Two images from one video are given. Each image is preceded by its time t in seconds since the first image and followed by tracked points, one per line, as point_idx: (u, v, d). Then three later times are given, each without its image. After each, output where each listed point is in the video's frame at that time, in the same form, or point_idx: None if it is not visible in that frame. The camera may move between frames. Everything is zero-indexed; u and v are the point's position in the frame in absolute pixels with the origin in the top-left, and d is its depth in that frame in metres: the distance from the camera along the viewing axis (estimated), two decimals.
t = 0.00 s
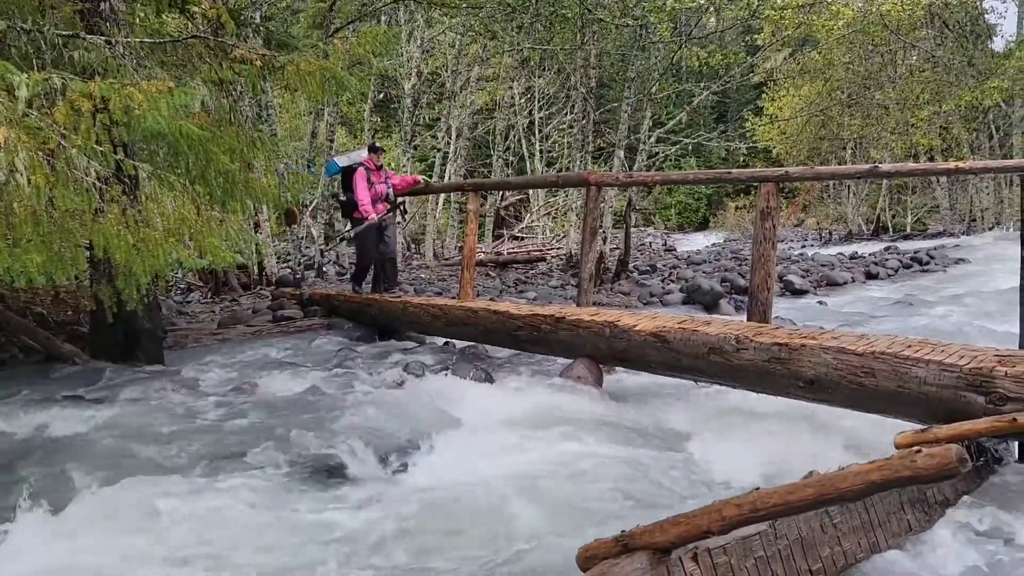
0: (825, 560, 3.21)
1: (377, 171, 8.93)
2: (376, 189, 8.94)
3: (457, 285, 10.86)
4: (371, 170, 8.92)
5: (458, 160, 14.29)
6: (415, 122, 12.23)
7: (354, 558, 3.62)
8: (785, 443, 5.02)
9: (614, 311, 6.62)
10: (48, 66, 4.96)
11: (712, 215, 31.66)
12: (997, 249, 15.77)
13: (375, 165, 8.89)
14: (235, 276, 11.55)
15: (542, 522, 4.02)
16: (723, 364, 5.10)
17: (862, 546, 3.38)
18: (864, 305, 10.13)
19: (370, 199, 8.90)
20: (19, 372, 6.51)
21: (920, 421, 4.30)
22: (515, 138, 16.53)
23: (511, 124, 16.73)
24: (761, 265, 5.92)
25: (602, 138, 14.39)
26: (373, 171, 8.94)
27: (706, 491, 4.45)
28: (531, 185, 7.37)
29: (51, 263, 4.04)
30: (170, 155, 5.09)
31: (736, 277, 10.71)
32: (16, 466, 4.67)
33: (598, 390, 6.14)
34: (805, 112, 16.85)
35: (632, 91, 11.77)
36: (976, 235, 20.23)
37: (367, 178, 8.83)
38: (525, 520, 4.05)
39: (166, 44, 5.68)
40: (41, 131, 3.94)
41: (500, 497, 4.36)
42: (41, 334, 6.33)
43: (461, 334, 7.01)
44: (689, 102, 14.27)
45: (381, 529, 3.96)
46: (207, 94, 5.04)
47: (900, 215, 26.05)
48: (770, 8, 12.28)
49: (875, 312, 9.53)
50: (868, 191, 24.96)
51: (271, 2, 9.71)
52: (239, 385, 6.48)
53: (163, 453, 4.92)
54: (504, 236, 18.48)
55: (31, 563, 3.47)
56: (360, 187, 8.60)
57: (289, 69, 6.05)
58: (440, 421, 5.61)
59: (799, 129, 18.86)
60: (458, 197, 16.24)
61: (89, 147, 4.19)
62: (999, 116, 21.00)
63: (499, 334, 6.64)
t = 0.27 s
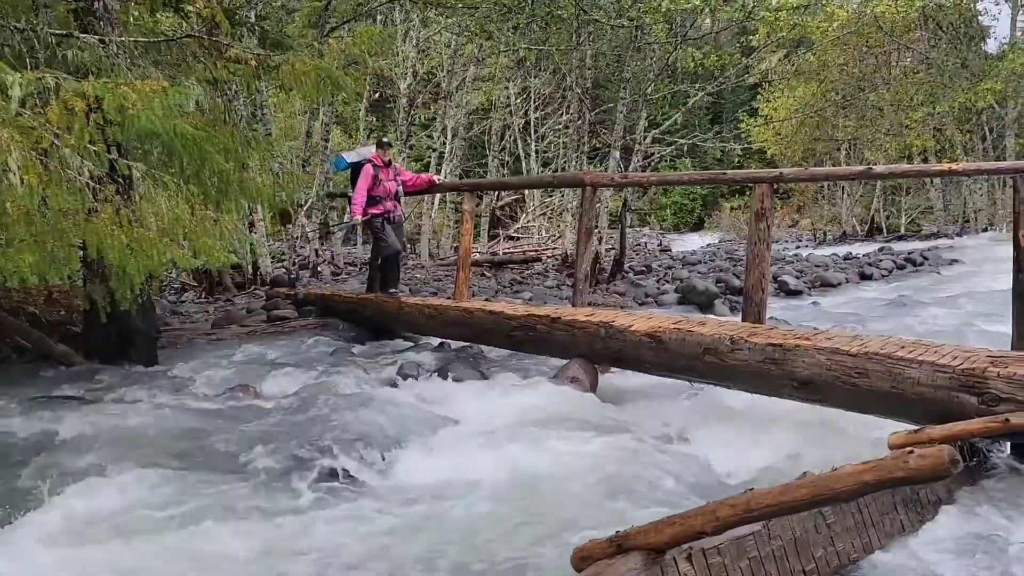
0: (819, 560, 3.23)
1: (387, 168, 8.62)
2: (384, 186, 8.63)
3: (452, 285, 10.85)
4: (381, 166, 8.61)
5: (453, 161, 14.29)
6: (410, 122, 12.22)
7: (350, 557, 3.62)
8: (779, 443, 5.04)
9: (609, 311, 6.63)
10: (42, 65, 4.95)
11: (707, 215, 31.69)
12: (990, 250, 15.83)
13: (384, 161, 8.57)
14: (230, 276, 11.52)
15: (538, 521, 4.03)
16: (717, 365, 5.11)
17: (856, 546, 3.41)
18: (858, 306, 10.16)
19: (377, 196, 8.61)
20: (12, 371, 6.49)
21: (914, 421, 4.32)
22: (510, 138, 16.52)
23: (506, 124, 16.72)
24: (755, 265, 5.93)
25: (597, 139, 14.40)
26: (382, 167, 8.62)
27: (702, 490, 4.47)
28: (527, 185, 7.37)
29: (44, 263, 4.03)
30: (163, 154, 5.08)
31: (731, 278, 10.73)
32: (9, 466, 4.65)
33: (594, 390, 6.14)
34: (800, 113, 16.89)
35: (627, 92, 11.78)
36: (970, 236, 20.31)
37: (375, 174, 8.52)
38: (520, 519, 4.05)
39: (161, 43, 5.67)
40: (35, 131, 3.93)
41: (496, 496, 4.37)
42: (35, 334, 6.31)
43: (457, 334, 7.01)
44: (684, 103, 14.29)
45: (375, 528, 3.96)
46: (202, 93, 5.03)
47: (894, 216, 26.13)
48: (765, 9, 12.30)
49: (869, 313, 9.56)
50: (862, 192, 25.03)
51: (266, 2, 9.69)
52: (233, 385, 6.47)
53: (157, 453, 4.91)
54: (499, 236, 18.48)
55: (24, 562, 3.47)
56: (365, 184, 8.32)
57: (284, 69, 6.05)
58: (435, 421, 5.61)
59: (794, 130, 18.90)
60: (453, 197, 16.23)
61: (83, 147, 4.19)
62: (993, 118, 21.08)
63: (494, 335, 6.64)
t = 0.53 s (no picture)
0: (812, 558, 3.28)
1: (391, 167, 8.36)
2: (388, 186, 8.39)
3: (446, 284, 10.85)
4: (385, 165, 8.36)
5: (447, 160, 14.27)
6: (403, 120, 12.20)
7: (344, 557, 3.63)
8: (772, 441, 5.07)
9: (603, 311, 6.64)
10: (33, 64, 4.93)
11: (700, 214, 31.73)
12: (981, 249, 15.91)
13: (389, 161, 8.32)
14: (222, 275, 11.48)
15: (532, 520, 4.05)
16: (710, 364, 5.13)
17: (848, 544, 3.46)
18: (850, 305, 10.21)
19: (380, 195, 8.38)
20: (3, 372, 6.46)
21: (905, 419, 4.35)
22: (504, 138, 16.51)
23: (500, 123, 16.71)
24: (748, 264, 5.94)
25: (591, 138, 14.40)
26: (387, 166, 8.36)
27: (695, 489, 4.49)
28: (521, 184, 7.37)
29: (35, 264, 4.02)
30: (155, 153, 5.06)
31: (724, 277, 10.76)
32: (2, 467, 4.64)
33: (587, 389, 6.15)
34: (792, 112, 16.93)
35: (620, 91, 11.80)
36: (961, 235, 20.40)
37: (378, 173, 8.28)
38: (514, 518, 4.06)
39: (152, 41, 5.65)
40: (26, 130, 3.93)
41: (490, 495, 4.38)
42: (26, 334, 6.28)
43: (451, 333, 7.01)
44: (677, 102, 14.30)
45: (370, 528, 3.97)
46: (194, 93, 5.02)
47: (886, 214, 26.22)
48: (758, 9, 12.32)
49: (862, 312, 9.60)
50: (854, 191, 25.11)
51: None
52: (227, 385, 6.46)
53: (150, 453, 4.90)
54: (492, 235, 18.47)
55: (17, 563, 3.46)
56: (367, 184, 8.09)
57: (277, 68, 6.04)
58: (429, 420, 5.62)
59: (786, 130, 18.93)
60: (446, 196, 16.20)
61: (75, 147, 4.17)
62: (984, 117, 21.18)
63: (488, 334, 6.64)
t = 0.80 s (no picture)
0: (800, 555, 3.32)
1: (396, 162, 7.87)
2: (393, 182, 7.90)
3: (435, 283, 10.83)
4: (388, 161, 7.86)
5: (436, 158, 14.24)
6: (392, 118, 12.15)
7: (333, 556, 3.63)
8: (761, 438, 5.10)
9: (592, 310, 6.65)
10: (19, 61, 4.89)
11: (689, 213, 31.83)
12: (967, 247, 16.04)
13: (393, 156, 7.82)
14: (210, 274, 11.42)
15: (522, 518, 4.06)
16: (699, 362, 5.15)
17: (835, 540, 3.50)
18: (838, 303, 10.27)
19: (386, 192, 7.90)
20: None
21: (892, 417, 4.39)
22: (493, 136, 16.50)
23: (489, 121, 16.68)
24: (736, 263, 5.97)
25: (580, 136, 14.41)
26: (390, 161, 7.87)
27: (683, 486, 4.52)
28: (510, 183, 7.37)
29: (22, 263, 3.98)
30: (143, 151, 5.03)
31: (712, 275, 10.80)
32: None
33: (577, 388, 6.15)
34: (780, 111, 17.00)
35: (609, 90, 11.82)
36: (947, 234, 20.56)
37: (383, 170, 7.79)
38: (504, 517, 4.08)
39: (140, 39, 5.62)
40: (13, 128, 3.91)
41: (482, 493, 4.39)
42: (11, 332, 6.24)
43: (440, 332, 7.00)
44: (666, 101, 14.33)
45: (359, 527, 3.97)
46: (182, 91, 4.99)
47: (873, 213, 26.41)
48: (746, 8, 12.36)
49: (849, 310, 9.66)
50: (842, 190, 25.25)
51: None
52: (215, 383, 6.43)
53: (137, 453, 4.88)
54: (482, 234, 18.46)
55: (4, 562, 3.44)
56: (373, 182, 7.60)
57: (265, 66, 5.99)
58: (419, 419, 5.61)
59: (775, 129, 19.00)
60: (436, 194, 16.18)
61: (61, 145, 4.14)
62: (970, 116, 21.34)
63: (477, 333, 6.64)
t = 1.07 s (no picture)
0: (786, 552, 3.36)
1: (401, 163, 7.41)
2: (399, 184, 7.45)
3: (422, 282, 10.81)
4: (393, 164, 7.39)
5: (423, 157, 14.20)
6: (379, 117, 12.10)
7: (323, 557, 3.63)
8: (747, 436, 5.14)
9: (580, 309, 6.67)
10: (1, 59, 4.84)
11: (675, 212, 31.91)
12: (950, 247, 16.18)
13: (398, 157, 7.37)
14: (196, 273, 11.34)
15: (511, 518, 4.07)
16: (686, 361, 5.18)
17: (820, 538, 3.55)
18: (823, 302, 10.34)
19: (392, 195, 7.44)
20: None
21: (876, 415, 4.44)
22: (480, 135, 16.47)
23: (476, 120, 16.66)
24: (723, 262, 6.01)
25: (567, 136, 14.41)
26: (396, 162, 7.41)
27: (671, 485, 4.55)
28: (498, 182, 7.37)
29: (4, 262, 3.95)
30: (128, 150, 4.99)
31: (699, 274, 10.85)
32: None
33: (565, 387, 6.17)
34: (766, 112, 17.06)
35: (597, 90, 11.84)
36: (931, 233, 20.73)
37: (389, 172, 7.32)
38: (493, 516, 4.10)
39: (125, 38, 5.57)
40: None
41: (470, 493, 4.40)
42: None
43: (428, 331, 6.99)
44: (652, 101, 14.35)
45: (348, 528, 3.97)
46: (168, 90, 4.97)
47: (858, 212, 26.59)
48: (732, 8, 12.40)
49: (834, 309, 9.73)
50: (827, 189, 25.41)
51: None
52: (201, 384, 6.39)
53: (123, 454, 4.84)
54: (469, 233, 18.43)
55: None
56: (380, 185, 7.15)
57: (252, 65, 5.96)
58: (407, 419, 5.61)
59: (761, 128, 19.08)
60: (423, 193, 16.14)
61: (46, 144, 4.11)
62: (953, 116, 21.53)
63: (465, 332, 6.64)
